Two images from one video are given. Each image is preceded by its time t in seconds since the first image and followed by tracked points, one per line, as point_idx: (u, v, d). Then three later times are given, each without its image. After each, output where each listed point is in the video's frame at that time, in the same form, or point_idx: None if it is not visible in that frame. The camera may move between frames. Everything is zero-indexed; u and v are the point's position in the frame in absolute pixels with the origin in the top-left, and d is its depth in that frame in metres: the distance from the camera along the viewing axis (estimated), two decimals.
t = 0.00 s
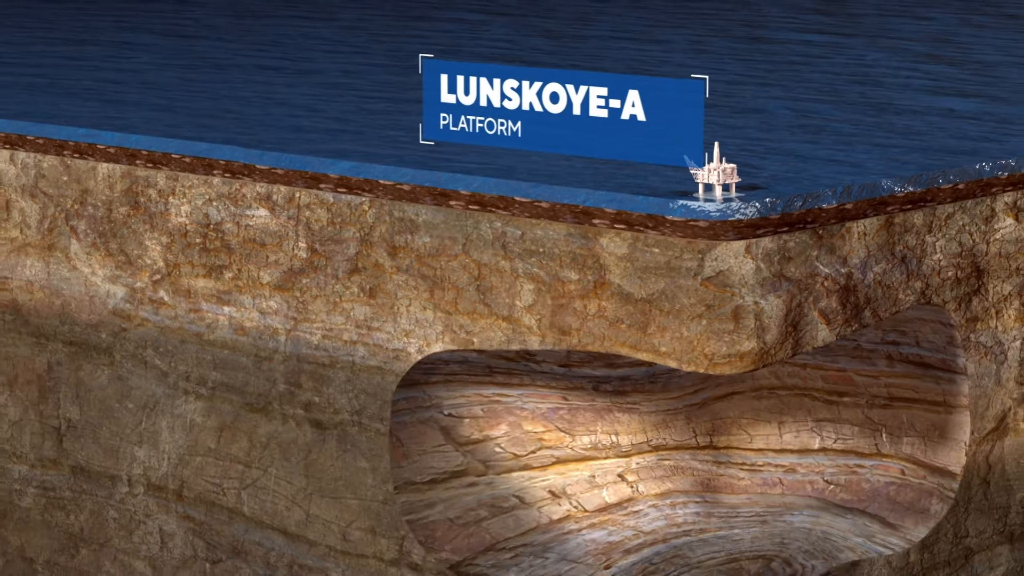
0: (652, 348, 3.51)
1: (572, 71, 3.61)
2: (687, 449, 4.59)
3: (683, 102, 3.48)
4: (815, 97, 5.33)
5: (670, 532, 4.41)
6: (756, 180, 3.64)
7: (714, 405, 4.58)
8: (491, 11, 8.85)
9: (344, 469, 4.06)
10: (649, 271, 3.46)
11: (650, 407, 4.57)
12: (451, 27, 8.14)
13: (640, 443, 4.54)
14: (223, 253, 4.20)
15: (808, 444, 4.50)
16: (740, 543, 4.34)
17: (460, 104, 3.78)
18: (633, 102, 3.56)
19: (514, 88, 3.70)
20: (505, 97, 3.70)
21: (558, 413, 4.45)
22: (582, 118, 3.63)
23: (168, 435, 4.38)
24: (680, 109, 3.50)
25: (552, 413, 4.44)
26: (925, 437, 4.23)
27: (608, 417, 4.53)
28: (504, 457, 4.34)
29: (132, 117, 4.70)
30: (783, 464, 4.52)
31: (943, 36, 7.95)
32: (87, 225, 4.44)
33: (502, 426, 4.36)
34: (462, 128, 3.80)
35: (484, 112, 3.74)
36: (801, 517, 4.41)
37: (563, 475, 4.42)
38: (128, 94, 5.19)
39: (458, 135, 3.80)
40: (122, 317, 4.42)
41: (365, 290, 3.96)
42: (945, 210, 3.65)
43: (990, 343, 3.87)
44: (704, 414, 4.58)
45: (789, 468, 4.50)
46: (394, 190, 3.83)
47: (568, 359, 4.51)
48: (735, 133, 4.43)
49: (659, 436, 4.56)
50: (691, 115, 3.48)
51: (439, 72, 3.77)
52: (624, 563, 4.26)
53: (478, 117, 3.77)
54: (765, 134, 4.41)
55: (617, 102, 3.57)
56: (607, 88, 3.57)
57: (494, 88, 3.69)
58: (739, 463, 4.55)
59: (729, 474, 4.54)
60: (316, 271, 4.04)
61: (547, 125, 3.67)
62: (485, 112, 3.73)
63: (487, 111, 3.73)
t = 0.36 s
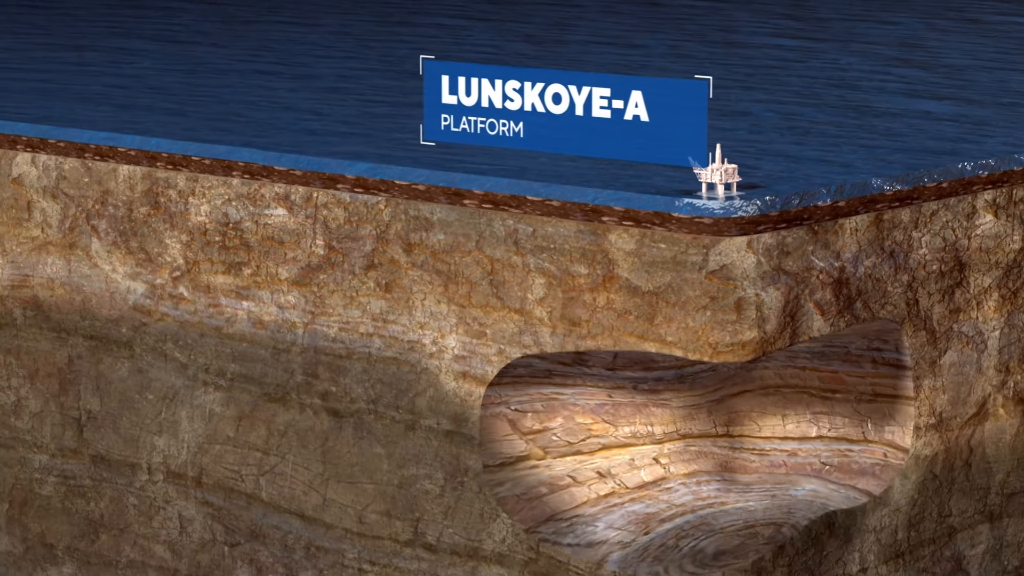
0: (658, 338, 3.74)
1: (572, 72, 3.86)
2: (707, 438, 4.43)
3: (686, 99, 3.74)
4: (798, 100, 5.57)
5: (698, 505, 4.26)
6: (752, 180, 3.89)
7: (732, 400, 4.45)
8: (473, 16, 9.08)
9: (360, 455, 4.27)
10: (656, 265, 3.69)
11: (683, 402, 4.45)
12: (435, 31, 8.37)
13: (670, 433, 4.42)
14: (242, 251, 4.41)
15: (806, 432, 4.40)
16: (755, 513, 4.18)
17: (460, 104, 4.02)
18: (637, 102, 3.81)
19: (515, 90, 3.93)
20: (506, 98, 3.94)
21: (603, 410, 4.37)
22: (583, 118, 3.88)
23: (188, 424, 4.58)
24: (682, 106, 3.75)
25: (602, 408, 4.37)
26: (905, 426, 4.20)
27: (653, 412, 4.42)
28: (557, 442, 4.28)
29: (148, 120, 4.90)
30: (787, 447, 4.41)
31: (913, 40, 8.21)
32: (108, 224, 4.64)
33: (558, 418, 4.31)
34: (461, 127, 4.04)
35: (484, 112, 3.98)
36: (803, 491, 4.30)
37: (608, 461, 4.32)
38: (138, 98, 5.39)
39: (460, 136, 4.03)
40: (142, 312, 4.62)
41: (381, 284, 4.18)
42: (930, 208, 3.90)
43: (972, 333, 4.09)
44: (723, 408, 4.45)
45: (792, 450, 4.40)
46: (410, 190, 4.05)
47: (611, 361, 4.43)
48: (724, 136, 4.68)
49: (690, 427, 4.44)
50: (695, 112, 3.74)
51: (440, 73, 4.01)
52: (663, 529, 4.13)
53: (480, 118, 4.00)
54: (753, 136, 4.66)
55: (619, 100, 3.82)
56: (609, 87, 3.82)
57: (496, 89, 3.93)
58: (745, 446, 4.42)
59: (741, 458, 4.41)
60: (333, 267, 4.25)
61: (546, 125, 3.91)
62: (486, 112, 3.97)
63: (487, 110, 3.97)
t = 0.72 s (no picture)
0: (663, 328, 3.97)
1: (571, 73, 4.12)
2: (734, 430, 4.34)
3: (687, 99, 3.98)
4: (783, 104, 5.82)
5: (731, 483, 4.25)
6: (748, 180, 4.14)
7: (754, 398, 4.34)
8: (457, 21, 9.31)
9: (375, 442, 4.48)
10: (662, 260, 3.93)
11: (718, 395, 4.33)
12: (422, 35, 8.59)
13: (705, 425, 4.33)
14: (260, 248, 4.62)
15: (813, 424, 4.34)
16: (778, 489, 4.16)
17: (460, 105, 4.29)
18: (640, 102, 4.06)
19: (517, 92, 4.20)
20: (504, 99, 4.22)
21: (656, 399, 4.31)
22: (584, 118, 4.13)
23: (207, 414, 4.79)
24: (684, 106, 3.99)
25: (650, 404, 4.31)
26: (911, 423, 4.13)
27: (690, 407, 4.33)
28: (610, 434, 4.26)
29: (164, 124, 5.11)
30: (799, 436, 4.34)
31: (885, 45, 8.47)
32: (129, 223, 4.84)
33: (614, 413, 4.28)
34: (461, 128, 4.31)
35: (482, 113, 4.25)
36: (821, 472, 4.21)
37: (654, 448, 4.30)
38: (150, 102, 5.60)
39: (464, 137, 4.30)
40: (163, 307, 4.83)
41: (396, 279, 4.40)
42: (916, 205, 4.19)
43: (954, 324, 4.35)
44: (748, 402, 4.34)
45: (803, 438, 4.33)
46: (424, 189, 4.28)
47: (657, 365, 4.27)
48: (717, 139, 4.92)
49: (721, 420, 4.34)
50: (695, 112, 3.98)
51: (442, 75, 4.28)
52: (702, 503, 4.16)
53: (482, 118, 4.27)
54: (744, 139, 4.91)
55: (621, 101, 4.07)
56: (610, 89, 4.07)
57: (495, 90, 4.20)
58: (764, 436, 4.34)
59: (760, 443, 4.34)
60: (349, 263, 4.47)
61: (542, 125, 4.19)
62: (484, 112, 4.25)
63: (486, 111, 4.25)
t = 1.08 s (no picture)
0: (668, 319, 4.24)
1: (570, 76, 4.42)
2: (768, 424, 4.26)
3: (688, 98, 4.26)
4: (767, 107, 6.11)
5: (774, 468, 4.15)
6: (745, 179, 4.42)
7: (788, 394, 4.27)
8: (441, 26, 9.56)
9: (392, 428, 4.74)
10: (667, 254, 4.20)
11: (758, 393, 4.22)
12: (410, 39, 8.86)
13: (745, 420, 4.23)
14: (280, 245, 4.87)
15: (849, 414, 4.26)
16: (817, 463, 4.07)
17: (461, 107, 4.58)
18: (641, 103, 4.34)
19: (518, 92, 4.50)
20: (505, 100, 4.52)
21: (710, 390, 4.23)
22: (584, 118, 4.43)
23: (228, 403, 5.03)
24: (683, 105, 4.27)
25: (697, 403, 4.24)
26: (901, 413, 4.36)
27: (734, 405, 4.22)
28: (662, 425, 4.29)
29: (182, 128, 5.35)
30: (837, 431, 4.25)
31: (857, 49, 8.78)
32: (152, 222, 5.08)
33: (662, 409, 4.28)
34: (461, 128, 4.61)
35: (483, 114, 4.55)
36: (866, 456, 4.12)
37: (700, 441, 4.26)
38: (163, 106, 5.85)
39: (468, 137, 4.59)
40: (185, 301, 5.07)
41: (412, 274, 4.66)
42: (901, 203, 4.51)
43: (936, 314, 4.65)
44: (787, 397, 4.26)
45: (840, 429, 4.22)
46: (439, 189, 4.55)
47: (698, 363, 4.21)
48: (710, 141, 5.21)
49: (759, 416, 4.24)
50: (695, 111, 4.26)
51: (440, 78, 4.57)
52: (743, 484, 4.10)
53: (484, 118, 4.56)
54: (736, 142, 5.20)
55: (622, 101, 4.35)
56: (612, 89, 4.36)
57: (496, 91, 4.50)
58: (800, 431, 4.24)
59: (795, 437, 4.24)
60: (367, 259, 4.73)
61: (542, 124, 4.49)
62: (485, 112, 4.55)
63: (487, 112, 4.55)
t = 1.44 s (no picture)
0: (672, 311, 4.49)
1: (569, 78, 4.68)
2: (770, 413, 4.52)
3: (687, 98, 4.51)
4: (755, 110, 6.37)
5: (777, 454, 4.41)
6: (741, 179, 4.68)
7: (786, 384, 4.54)
8: (430, 30, 9.79)
9: (405, 416, 4.98)
10: (671, 250, 4.45)
11: (761, 381, 4.48)
12: (401, 42, 9.09)
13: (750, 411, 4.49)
14: (298, 243, 5.10)
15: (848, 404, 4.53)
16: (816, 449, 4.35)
17: (461, 108, 4.83)
18: (642, 104, 4.59)
19: (519, 93, 4.75)
20: (506, 100, 4.77)
21: (713, 370, 4.47)
22: (584, 118, 4.68)
23: (246, 393, 5.26)
24: (683, 104, 4.53)
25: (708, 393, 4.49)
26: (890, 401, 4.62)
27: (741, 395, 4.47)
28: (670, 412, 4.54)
29: (198, 131, 5.57)
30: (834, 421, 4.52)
31: (835, 53, 9.05)
32: (173, 221, 5.31)
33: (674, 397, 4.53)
34: (462, 129, 4.85)
35: (483, 114, 4.80)
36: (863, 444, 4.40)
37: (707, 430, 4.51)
38: (176, 110, 6.07)
39: (468, 138, 4.83)
40: (204, 297, 5.29)
41: (425, 269, 4.89)
42: (889, 201, 4.77)
43: (922, 306, 4.91)
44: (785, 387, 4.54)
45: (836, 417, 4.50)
46: (451, 189, 4.80)
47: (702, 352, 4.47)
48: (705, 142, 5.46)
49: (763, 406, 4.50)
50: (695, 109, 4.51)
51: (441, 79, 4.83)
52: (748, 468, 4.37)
53: (484, 120, 4.81)
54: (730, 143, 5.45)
55: (624, 101, 4.61)
56: (612, 90, 4.61)
57: (497, 91, 4.75)
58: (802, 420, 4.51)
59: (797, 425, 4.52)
60: (382, 256, 4.96)
61: (542, 124, 4.73)
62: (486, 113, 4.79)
63: (487, 113, 4.80)
